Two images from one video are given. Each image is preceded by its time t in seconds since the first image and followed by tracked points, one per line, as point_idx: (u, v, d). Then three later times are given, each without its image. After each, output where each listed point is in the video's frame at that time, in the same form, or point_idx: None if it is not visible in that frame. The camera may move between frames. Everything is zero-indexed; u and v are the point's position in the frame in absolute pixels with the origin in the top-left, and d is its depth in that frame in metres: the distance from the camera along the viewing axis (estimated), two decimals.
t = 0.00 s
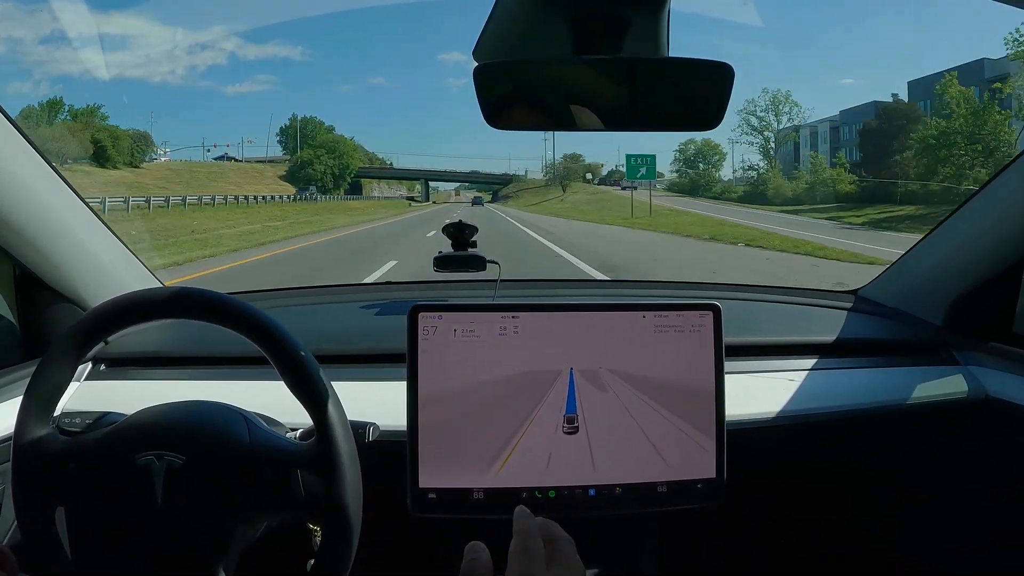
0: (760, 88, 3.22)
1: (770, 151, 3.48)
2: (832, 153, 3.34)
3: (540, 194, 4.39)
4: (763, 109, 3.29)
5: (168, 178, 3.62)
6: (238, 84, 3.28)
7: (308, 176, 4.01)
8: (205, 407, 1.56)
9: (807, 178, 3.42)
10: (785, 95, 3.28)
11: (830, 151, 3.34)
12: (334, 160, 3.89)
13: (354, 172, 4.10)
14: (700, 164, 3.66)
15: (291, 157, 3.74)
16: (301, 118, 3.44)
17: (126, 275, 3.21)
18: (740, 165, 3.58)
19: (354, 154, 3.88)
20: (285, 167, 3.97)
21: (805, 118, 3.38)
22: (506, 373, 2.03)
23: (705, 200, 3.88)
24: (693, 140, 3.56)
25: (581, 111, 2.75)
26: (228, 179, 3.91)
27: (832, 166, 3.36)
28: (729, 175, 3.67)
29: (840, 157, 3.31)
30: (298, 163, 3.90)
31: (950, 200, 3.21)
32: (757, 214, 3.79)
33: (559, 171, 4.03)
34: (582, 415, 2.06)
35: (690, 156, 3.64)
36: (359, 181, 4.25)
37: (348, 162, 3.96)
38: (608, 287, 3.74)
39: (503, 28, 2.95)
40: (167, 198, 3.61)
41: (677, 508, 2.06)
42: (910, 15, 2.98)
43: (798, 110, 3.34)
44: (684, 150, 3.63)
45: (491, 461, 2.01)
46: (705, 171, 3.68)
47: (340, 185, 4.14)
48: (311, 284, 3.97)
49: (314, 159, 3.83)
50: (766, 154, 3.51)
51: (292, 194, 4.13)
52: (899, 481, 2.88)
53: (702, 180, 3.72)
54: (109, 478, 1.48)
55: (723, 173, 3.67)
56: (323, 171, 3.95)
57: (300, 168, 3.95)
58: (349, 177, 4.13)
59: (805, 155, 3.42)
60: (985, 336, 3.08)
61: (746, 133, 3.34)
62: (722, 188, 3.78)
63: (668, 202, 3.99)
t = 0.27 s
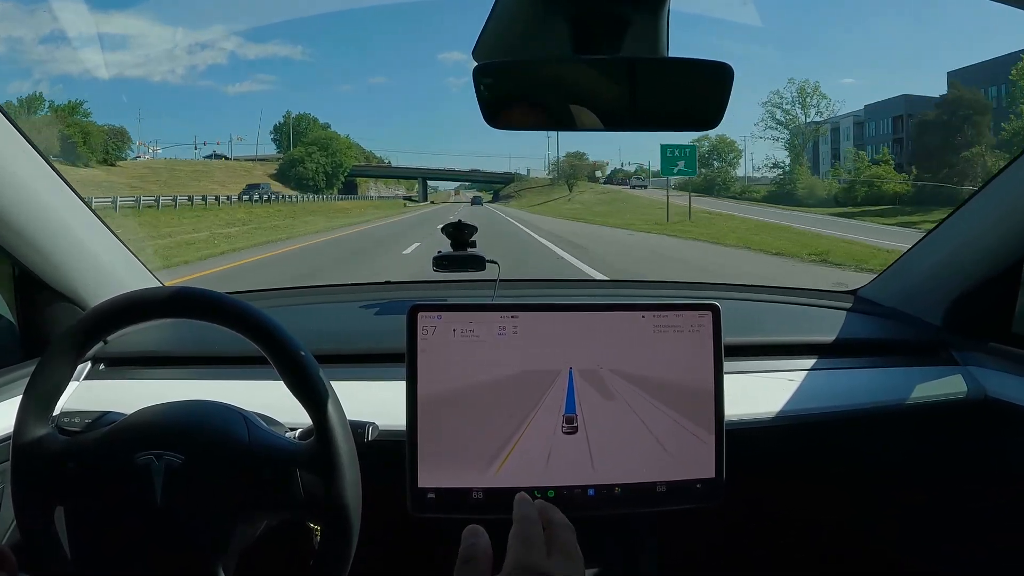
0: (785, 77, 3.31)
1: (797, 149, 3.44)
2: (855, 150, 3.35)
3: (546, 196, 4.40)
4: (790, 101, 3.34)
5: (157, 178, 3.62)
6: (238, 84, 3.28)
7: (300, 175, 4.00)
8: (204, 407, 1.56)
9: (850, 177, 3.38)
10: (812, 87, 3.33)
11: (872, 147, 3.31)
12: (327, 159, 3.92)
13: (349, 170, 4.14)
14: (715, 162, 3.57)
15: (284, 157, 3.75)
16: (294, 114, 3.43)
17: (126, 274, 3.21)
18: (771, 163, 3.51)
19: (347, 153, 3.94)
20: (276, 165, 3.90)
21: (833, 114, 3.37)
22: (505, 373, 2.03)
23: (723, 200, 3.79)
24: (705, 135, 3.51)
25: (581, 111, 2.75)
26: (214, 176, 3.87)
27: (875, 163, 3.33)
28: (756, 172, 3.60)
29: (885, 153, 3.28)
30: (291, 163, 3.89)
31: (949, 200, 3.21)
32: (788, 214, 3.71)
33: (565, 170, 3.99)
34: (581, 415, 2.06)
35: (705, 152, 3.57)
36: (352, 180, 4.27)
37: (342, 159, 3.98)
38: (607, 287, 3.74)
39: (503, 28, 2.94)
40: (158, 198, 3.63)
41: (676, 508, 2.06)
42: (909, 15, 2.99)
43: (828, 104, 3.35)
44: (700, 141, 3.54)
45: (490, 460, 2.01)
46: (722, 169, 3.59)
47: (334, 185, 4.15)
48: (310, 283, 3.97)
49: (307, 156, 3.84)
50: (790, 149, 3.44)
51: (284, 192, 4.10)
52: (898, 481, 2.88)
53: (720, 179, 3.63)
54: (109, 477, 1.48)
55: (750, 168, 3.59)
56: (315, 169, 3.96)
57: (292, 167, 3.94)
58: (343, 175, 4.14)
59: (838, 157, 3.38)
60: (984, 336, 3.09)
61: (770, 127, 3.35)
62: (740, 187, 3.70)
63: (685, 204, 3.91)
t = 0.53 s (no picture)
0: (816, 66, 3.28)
1: (831, 144, 3.48)
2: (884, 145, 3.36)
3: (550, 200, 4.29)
4: (821, 92, 3.33)
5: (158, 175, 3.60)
6: (238, 84, 3.25)
7: (290, 175, 3.93)
8: (204, 408, 1.57)
9: (895, 176, 3.29)
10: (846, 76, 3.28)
11: (917, 144, 3.23)
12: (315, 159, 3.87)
13: (341, 169, 4.12)
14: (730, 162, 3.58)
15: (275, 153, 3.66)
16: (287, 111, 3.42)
17: (125, 275, 3.21)
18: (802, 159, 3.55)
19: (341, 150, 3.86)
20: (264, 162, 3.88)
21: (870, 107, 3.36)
22: (505, 374, 2.03)
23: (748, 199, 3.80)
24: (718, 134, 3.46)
25: (581, 111, 2.75)
26: (197, 175, 3.73)
27: (929, 161, 3.21)
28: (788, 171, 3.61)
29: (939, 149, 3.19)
30: (281, 159, 3.82)
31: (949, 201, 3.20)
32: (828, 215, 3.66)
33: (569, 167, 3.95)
34: (581, 417, 2.06)
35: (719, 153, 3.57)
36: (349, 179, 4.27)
37: (334, 158, 3.95)
38: (607, 288, 3.74)
39: (503, 30, 2.94)
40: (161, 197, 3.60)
41: (677, 509, 2.05)
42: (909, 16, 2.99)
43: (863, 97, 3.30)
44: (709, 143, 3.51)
45: (490, 462, 2.01)
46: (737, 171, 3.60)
47: (326, 184, 4.13)
48: (310, 284, 3.97)
49: (298, 154, 3.76)
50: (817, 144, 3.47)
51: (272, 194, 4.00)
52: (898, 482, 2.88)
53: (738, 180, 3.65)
54: (109, 479, 1.48)
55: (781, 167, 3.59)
56: (305, 168, 3.90)
57: (281, 164, 3.88)
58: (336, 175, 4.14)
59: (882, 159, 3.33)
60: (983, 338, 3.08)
61: (798, 121, 3.39)
62: (763, 187, 3.72)
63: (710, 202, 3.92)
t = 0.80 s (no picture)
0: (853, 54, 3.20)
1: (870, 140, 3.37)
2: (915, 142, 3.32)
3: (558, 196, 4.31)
4: (859, 81, 3.24)
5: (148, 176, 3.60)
6: (238, 83, 3.29)
7: (278, 172, 3.91)
8: (203, 408, 1.57)
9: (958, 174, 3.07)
10: (885, 65, 3.19)
11: (986, 136, 3.01)
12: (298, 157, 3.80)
13: (334, 167, 4.06)
14: (751, 157, 3.51)
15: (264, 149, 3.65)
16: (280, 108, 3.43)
17: (124, 274, 3.21)
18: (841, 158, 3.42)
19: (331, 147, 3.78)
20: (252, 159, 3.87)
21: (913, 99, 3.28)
22: (504, 374, 2.03)
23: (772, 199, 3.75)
24: (742, 128, 3.39)
25: (580, 111, 2.75)
26: (178, 172, 3.72)
27: (996, 156, 3.01)
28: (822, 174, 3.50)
29: (1008, 143, 2.97)
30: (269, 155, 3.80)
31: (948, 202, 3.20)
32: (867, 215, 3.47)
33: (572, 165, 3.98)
34: (580, 416, 2.06)
35: (738, 149, 3.49)
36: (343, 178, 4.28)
37: (326, 154, 3.90)
38: (607, 289, 3.74)
39: (503, 29, 2.93)
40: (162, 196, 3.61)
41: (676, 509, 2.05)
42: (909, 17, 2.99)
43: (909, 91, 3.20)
44: (728, 139, 3.44)
45: (489, 461, 2.01)
46: (762, 167, 3.53)
47: (319, 183, 4.07)
48: (310, 284, 3.97)
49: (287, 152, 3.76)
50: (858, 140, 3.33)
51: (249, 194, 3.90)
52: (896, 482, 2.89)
53: (765, 178, 3.57)
54: (107, 478, 1.48)
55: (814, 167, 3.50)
56: (292, 164, 3.84)
57: (270, 161, 3.87)
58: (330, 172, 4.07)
59: (932, 155, 3.14)
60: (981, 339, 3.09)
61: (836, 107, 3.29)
62: (789, 186, 3.67)
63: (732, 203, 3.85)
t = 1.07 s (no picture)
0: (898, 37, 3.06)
1: (916, 135, 3.26)
2: (950, 138, 3.20)
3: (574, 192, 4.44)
4: (904, 69, 3.12)
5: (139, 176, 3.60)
6: (239, 83, 3.28)
7: (266, 171, 4.00)
8: (203, 407, 1.57)
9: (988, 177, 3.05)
10: (933, 52, 3.04)
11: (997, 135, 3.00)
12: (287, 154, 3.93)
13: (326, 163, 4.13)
14: (773, 153, 3.57)
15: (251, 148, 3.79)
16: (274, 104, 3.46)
17: (125, 274, 3.21)
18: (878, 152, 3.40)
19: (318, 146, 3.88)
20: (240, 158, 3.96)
21: (964, 88, 3.10)
22: (505, 374, 2.03)
23: (804, 198, 3.80)
24: (763, 124, 3.44)
25: (580, 111, 2.75)
26: (155, 171, 3.76)
27: None
28: (848, 170, 3.55)
29: None
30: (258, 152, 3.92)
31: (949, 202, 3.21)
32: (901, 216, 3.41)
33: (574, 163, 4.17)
34: (580, 416, 2.06)
35: (763, 145, 3.53)
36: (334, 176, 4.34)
37: (315, 150, 3.94)
38: (607, 288, 3.74)
39: (504, 30, 2.93)
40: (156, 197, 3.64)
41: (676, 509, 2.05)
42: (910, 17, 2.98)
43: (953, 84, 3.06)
44: (748, 134, 3.49)
45: (489, 461, 2.01)
46: (786, 163, 3.60)
47: (309, 182, 4.12)
48: (310, 283, 3.97)
49: (275, 146, 3.83)
50: (882, 135, 3.35)
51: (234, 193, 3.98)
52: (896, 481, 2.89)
53: (791, 173, 3.64)
54: (108, 478, 1.48)
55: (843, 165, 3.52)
56: (282, 162, 3.96)
57: (258, 160, 3.97)
58: (320, 169, 4.13)
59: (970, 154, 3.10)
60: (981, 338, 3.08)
61: (874, 98, 3.23)
62: (820, 186, 3.71)
63: (763, 201, 3.88)
